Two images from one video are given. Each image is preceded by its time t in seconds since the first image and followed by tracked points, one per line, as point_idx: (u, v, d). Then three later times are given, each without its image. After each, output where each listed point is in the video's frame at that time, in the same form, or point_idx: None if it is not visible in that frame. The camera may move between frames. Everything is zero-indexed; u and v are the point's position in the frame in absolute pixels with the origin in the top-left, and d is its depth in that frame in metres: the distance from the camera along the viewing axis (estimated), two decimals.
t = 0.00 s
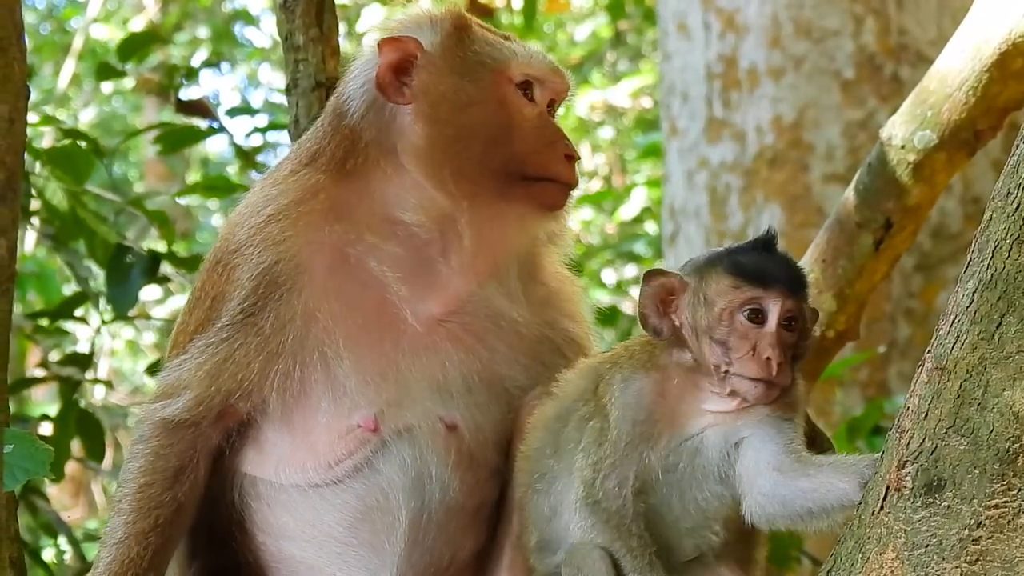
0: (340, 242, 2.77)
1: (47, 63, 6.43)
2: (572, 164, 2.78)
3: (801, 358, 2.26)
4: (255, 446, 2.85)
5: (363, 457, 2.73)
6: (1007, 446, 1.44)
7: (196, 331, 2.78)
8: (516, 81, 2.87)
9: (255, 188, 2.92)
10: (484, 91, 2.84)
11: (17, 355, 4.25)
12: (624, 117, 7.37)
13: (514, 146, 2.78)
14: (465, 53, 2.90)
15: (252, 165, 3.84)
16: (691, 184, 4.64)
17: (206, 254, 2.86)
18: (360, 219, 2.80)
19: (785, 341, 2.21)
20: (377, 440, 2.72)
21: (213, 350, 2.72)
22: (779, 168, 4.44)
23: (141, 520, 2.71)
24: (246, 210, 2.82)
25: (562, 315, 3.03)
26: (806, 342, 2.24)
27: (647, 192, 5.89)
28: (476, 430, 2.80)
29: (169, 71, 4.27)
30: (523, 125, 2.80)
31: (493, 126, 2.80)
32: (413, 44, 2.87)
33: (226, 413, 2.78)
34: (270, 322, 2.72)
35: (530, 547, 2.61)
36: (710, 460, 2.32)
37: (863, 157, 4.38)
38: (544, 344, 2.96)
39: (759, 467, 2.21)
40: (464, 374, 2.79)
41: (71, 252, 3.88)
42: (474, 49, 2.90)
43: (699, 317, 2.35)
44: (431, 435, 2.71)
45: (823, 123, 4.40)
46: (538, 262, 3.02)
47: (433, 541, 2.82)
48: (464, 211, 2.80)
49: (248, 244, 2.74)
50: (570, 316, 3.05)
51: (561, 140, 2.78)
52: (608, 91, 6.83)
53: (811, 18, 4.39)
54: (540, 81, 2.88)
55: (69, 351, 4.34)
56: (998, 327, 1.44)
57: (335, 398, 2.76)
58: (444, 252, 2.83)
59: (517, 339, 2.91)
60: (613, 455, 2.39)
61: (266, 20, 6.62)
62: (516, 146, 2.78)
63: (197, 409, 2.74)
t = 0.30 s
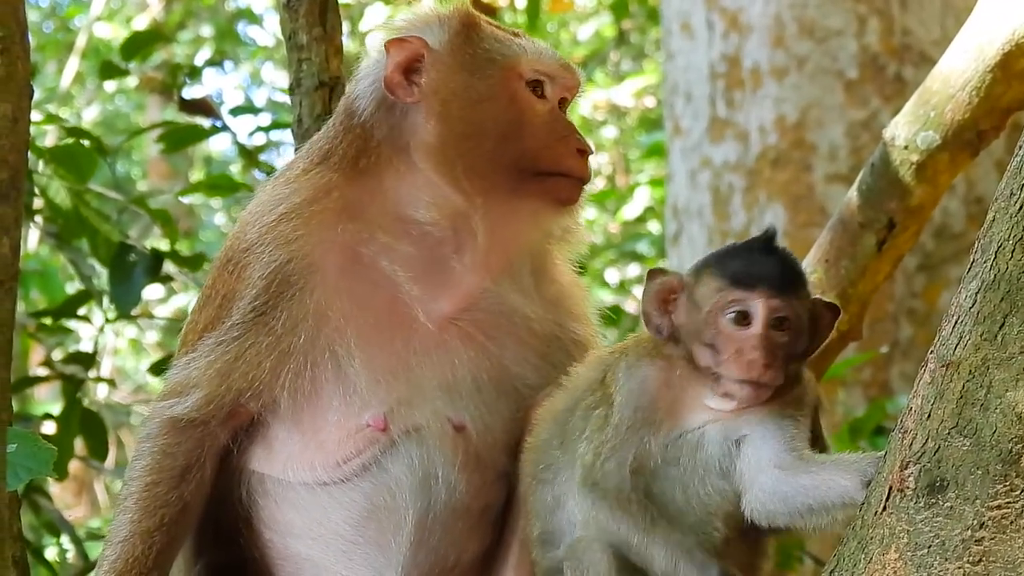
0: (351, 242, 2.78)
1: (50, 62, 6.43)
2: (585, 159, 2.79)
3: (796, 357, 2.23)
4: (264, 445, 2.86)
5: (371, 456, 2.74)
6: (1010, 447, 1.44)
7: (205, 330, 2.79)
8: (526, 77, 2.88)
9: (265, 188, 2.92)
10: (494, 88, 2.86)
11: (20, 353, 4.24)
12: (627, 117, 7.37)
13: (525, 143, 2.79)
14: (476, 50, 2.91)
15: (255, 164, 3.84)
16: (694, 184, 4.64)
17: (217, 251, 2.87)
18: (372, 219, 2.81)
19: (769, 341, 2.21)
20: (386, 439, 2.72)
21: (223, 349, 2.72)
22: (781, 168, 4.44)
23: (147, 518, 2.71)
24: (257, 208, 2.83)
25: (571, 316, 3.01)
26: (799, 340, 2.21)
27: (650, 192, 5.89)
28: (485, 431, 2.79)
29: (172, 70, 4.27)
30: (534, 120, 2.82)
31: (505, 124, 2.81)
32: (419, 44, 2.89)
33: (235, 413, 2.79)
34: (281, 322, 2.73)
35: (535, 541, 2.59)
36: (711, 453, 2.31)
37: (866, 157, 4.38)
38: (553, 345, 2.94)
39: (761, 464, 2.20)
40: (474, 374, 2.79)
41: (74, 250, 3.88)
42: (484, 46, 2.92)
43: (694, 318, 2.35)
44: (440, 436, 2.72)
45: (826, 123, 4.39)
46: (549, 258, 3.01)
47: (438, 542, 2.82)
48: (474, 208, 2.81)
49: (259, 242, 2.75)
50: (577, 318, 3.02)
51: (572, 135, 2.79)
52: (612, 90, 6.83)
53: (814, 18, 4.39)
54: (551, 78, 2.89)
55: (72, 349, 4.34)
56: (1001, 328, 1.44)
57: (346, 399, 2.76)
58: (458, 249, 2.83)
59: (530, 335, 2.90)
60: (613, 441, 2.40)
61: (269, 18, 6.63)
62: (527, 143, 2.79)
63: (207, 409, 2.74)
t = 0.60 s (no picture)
0: (351, 241, 2.77)
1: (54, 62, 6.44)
2: (591, 158, 2.85)
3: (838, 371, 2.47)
4: (266, 446, 2.85)
5: (374, 457, 2.74)
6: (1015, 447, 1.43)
7: (206, 332, 2.78)
8: (535, 77, 2.92)
9: (263, 188, 2.91)
10: (506, 87, 2.88)
11: (25, 353, 4.25)
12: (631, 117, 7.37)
13: (536, 142, 2.83)
14: (486, 48, 2.92)
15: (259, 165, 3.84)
16: (699, 184, 4.64)
17: (217, 253, 2.86)
18: (373, 219, 2.80)
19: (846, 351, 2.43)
20: (389, 441, 2.73)
21: (222, 350, 2.72)
22: (785, 169, 4.43)
23: (150, 520, 2.71)
24: (255, 209, 2.82)
25: (570, 315, 3.02)
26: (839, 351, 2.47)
27: (654, 192, 5.88)
28: (488, 430, 2.79)
29: (176, 71, 4.27)
30: (543, 119, 2.86)
31: (516, 123, 2.84)
32: (423, 44, 2.91)
33: (235, 414, 2.78)
34: (281, 322, 2.72)
35: (539, 552, 2.59)
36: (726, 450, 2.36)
37: (870, 157, 4.38)
38: (556, 341, 2.94)
39: (766, 460, 2.25)
40: (474, 373, 2.79)
41: (78, 251, 3.88)
42: (493, 46, 2.93)
43: (785, 323, 2.44)
44: (442, 436, 2.72)
45: (830, 123, 4.39)
46: (551, 256, 3.03)
47: (443, 543, 2.81)
48: (480, 206, 2.82)
49: (258, 243, 2.74)
50: (577, 315, 3.04)
51: (580, 135, 2.85)
52: (616, 91, 6.82)
53: (818, 18, 4.39)
54: (557, 79, 2.94)
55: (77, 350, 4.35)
56: (1007, 329, 1.42)
57: (346, 399, 2.76)
58: (461, 247, 2.83)
59: (531, 333, 2.90)
60: (637, 423, 2.35)
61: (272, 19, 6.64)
62: (539, 142, 2.83)
63: (207, 410, 2.74)
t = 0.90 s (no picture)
0: (352, 241, 2.76)
1: (59, 62, 6.44)
2: (597, 153, 2.83)
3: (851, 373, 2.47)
4: (268, 447, 2.85)
5: (377, 458, 2.74)
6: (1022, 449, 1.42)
7: (208, 332, 2.77)
8: (539, 73, 2.91)
9: (264, 189, 2.91)
10: (513, 83, 2.87)
11: (30, 352, 4.26)
12: (635, 117, 7.37)
13: (541, 138, 2.82)
14: (491, 45, 2.91)
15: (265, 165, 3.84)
16: (703, 184, 4.64)
17: (219, 253, 2.86)
18: (376, 219, 2.80)
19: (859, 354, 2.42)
20: (391, 442, 2.72)
21: (225, 351, 2.71)
22: (790, 169, 4.43)
23: (154, 521, 2.71)
24: (257, 209, 2.80)
25: (574, 315, 3.00)
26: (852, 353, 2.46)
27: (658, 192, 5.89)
28: (491, 430, 2.79)
29: (181, 70, 4.27)
30: (548, 116, 2.85)
31: (522, 119, 2.84)
32: (427, 43, 2.90)
33: (237, 414, 2.78)
34: (282, 322, 2.71)
35: (551, 551, 2.57)
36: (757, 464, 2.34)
37: (875, 158, 4.38)
38: (558, 339, 2.94)
39: (780, 469, 2.24)
40: (476, 372, 2.79)
41: (83, 250, 3.88)
42: (497, 43, 2.92)
43: (795, 328, 2.43)
44: (445, 436, 2.71)
45: (835, 124, 4.39)
46: (554, 256, 3.02)
47: (448, 543, 2.81)
48: (487, 202, 2.81)
49: (260, 243, 2.73)
50: (580, 314, 3.02)
51: (584, 130, 2.84)
52: (620, 91, 6.82)
53: (823, 19, 4.39)
54: (558, 74, 2.95)
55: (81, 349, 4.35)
56: (1013, 330, 1.41)
57: (348, 399, 2.75)
58: (464, 244, 2.82)
59: (533, 329, 2.91)
60: (677, 441, 2.33)
61: (276, 18, 6.64)
62: (545, 138, 2.82)
63: (209, 410, 2.73)
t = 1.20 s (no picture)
0: (360, 243, 2.76)
1: (62, 59, 6.44)
2: (606, 157, 2.86)
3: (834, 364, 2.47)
4: (276, 448, 2.85)
5: (383, 461, 2.74)
6: None
7: (215, 333, 2.77)
8: (549, 76, 2.92)
9: (270, 190, 2.90)
10: (524, 86, 2.88)
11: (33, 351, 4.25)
12: (639, 115, 7.37)
13: (552, 141, 2.82)
14: (503, 49, 2.92)
15: (269, 165, 3.84)
16: (707, 184, 4.64)
17: (226, 254, 2.85)
18: (384, 221, 2.80)
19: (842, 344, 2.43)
20: (397, 444, 2.73)
21: (232, 352, 2.71)
22: (794, 169, 4.43)
23: (161, 521, 2.71)
24: (264, 211, 2.80)
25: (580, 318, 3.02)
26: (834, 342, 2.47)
27: (661, 191, 5.89)
28: (497, 433, 2.79)
29: (186, 69, 4.27)
30: (558, 118, 2.86)
31: (533, 122, 2.84)
32: (443, 44, 2.88)
33: (245, 415, 2.78)
34: (290, 324, 2.71)
35: (552, 559, 2.54)
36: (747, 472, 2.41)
37: (878, 158, 4.38)
38: (564, 341, 2.94)
39: (781, 466, 2.32)
40: (483, 374, 2.80)
41: (87, 248, 3.87)
42: (508, 46, 2.93)
43: (777, 322, 2.44)
44: (451, 439, 2.72)
45: (839, 124, 4.39)
46: (561, 260, 3.04)
47: (453, 546, 2.82)
48: (496, 205, 2.82)
49: (267, 245, 2.72)
50: (585, 316, 3.04)
51: (593, 133, 2.86)
52: (623, 90, 6.82)
53: (827, 19, 4.39)
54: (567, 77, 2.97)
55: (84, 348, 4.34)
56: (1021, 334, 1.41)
57: (355, 401, 2.76)
58: (474, 247, 2.83)
59: (541, 333, 2.91)
60: (667, 458, 2.36)
61: (279, 16, 6.64)
62: (555, 140, 2.82)
63: (216, 412, 2.73)
